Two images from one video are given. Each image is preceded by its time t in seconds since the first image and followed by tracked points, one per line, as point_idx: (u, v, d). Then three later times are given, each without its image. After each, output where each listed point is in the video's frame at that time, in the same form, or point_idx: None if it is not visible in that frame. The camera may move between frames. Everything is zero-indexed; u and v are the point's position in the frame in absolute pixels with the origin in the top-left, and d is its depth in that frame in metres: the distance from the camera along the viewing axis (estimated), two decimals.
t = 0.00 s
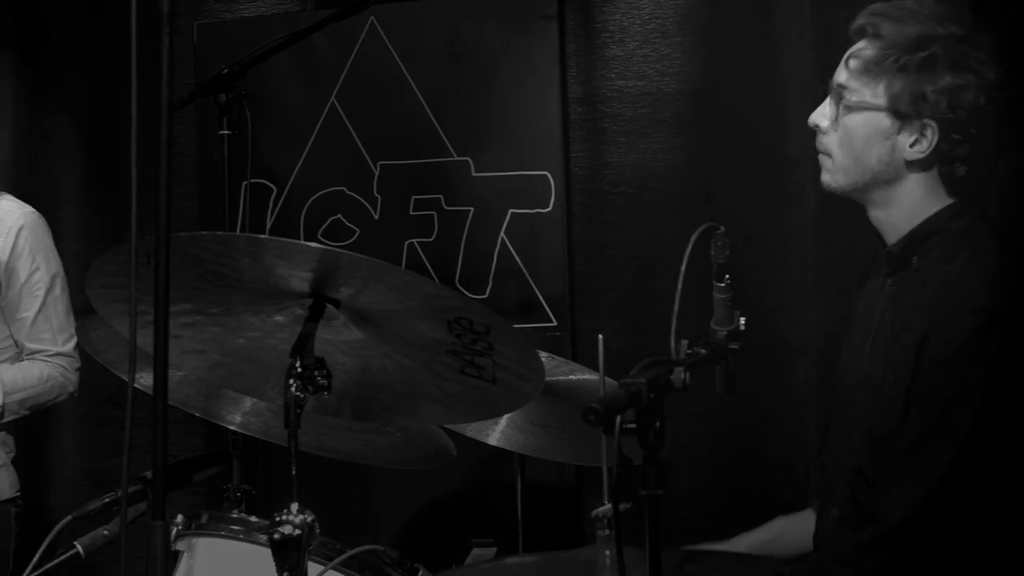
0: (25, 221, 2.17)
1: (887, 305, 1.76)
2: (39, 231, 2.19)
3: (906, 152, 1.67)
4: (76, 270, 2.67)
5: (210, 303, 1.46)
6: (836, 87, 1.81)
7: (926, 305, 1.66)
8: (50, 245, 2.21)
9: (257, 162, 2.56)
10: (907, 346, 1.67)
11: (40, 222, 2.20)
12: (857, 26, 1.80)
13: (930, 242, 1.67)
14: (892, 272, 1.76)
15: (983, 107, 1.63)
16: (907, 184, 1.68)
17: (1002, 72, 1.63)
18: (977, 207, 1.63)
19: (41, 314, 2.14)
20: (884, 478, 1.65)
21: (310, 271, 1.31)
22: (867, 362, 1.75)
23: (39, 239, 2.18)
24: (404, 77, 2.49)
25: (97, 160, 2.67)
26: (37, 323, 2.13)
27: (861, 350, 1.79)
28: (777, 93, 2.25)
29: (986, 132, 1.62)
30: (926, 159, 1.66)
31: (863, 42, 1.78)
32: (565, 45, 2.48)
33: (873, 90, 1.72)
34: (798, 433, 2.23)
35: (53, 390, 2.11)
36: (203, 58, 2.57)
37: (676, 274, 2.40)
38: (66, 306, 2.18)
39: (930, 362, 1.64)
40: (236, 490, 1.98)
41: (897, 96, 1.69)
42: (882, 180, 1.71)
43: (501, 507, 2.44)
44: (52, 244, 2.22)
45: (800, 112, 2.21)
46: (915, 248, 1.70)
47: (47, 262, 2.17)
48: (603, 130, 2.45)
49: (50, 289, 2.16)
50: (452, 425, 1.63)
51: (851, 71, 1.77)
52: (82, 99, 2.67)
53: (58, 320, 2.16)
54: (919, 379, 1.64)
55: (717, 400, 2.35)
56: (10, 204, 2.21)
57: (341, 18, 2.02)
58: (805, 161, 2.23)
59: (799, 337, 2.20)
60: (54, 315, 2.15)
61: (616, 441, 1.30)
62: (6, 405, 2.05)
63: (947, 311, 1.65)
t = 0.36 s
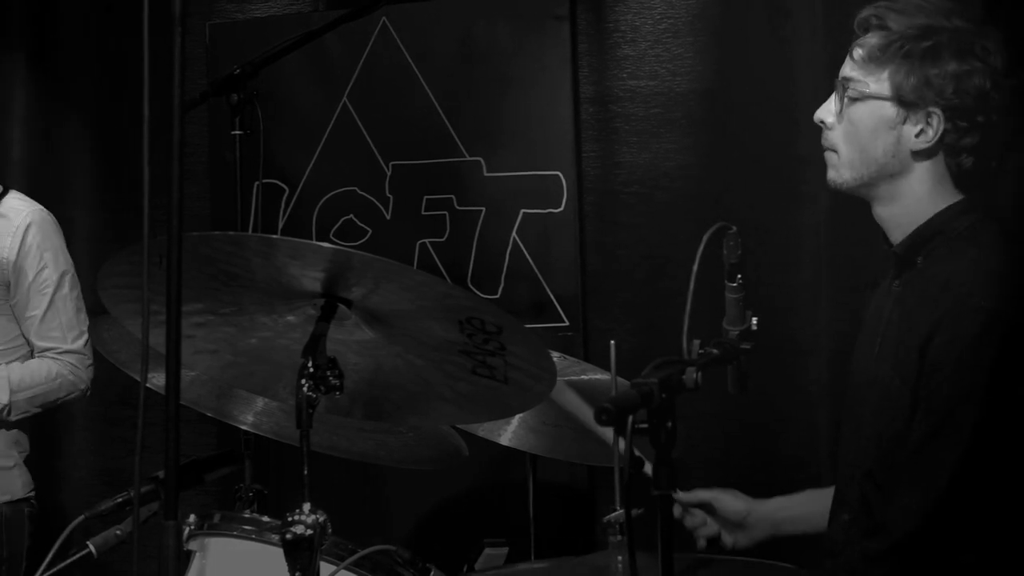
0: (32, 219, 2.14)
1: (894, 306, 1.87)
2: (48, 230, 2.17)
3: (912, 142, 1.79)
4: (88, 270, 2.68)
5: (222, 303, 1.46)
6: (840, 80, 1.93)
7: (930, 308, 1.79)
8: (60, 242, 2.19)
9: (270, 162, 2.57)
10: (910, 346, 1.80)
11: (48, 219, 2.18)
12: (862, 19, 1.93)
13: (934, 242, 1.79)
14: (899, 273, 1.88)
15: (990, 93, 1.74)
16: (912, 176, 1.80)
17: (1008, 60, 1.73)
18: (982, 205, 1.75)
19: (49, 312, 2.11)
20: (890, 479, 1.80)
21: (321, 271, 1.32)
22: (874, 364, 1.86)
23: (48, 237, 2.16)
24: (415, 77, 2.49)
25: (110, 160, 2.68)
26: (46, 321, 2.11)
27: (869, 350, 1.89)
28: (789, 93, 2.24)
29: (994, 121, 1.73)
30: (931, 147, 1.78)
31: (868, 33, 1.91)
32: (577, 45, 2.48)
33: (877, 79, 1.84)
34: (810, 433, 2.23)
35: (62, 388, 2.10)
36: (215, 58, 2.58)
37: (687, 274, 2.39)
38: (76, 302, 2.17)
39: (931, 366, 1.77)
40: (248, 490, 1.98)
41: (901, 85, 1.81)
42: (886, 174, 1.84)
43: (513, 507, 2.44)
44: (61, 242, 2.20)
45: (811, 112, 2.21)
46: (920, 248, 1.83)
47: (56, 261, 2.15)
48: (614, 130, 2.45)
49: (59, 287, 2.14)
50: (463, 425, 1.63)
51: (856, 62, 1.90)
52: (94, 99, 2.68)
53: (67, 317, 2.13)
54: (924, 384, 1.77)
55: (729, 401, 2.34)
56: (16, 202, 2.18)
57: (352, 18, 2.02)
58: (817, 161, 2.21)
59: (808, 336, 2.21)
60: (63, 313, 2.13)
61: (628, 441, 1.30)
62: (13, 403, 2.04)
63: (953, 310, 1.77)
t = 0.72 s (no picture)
0: (39, 214, 2.04)
1: (915, 311, 1.69)
2: (56, 225, 2.06)
3: (937, 145, 1.61)
4: (107, 271, 2.69)
5: (240, 303, 1.46)
6: (861, 81, 1.67)
7: (954, 306, 1.63)
8: (69, 237, 2.08)
9: (287, 162, 2.57)
10: (934, 350, 1.64)
11: (57, 216, 2.08)
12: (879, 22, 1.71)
13: (956, 245, 1.62)
14: (919, 277, 1.70)
15: (1015, 93, 1.62)
16: (936, 179, 1.62)
17: None
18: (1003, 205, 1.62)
19: (54, 307, 2.01)
20: (912, 487, 1.63)
21: (338, 271, 1.32)
22: (894, 366, 1.70)
23: (56, 232, 2.05)
24: (431, 76, 2.49)
25: (127, 160, 2.69)
26: (55, 315, 2.01)
27: (889, 352, 1.72)
28: (806, 93, 2.27)
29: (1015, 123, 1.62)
30: (957, 150, 1.60)
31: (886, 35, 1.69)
32: (593, 45, 2.47)
33: (901, 82, 1.63)
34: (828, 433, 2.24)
35: (72, 382, 2.00)
36: (233, 59, 2.58)
37: (704, 274, 2.38)
38: (87, 297, 2.06)
39: (957, 371, 1.60)
40: (266, 489, 1.99)
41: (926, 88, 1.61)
42: (910, 178, 1.63)
43: (531, 506, 2.44)
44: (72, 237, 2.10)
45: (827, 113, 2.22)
46: (941, 251, 1.64)
47: (64, 256, 2.04)
48: (631, 130, 2.44)
49: (67, 281, 2.03)
50: (481, 425, 1.63)
51: (878, 64, 1.66)
52: (112, 100, 2.69)
53: (76, 310, 2.03)
54: (949, 388, 1.61)
55: (747, 400, 2.33)
56: (23, 197, 2.08)
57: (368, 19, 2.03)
58: (833, 161, 2.24)
59: (826, 335, 2.24)
60: (72, 306, 2.03)
61: (644, 441, 1.29)
62: (23, 397, 1.95)
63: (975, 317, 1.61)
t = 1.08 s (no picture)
0: (43, 207, 2.06)
1: (920, 309, 1.68)
2: (61, 217, 2.08)
3: (953, 148, 1.57)
4: (124, 271, 2.71)
5: (256, 303, 1.47)
6: (879, 76, 1.62)
7: (961, 307, 1.60)
8: (74, 229, 2.09)
9: (303, 162, 2.58)
10: (941, 351, 1.60)
11: (63, 210, 2.09)
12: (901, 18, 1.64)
13: (963, 245, 1.60)
14: (925, 276, 1.68)
15: None
16: (948, 182, 1.59)
17: None
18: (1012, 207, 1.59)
19: (59, 301, 2.01)
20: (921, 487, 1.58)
21: (354, 271, 1.32)
22: (899, 368, 1.68)
23: (61, 224, 2.06)
24: (447, 76, 2.49)
25: (143, 161, 2.70)
26: (62, 309, 2.02)
27: (893, 353, 1.72)
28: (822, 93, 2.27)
29: None
30: (972, 156, 1.57)
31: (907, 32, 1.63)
32: (609, 45, 2.46)
33: (924, 83, 1.58)
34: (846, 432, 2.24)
35: (82, 376, 2.01)
36: (249, 59, 2.59)
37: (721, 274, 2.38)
38: (94, 289, 2.07)
39: (965, 375, 1.56)
40: (282, 489, 1.99)
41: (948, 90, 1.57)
42: (921, 178, 1.59)
43: (546, 506, 2.43)
44: (78, 231, 2.11)
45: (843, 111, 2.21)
46: (948, 251, 1.62)
47: (68, 248, 2.05)
48: (647, 129, 2.43)
49: (73, 275, 2.04)
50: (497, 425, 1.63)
51: (900, 61, 1.60)
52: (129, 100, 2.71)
53: (82, 303, 2.04)
54: (957, 391, 1.56)
55: (764, 400, 2.32)
56: (28, 190, 2.10)
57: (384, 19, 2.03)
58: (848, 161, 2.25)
59: (842, 334, 2.24)
60: (79, 299, 2.04)
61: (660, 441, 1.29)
62: (33, 393, 1.96)
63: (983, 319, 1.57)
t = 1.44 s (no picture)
0: (37, 203, 2.05)
1: (936, 310, 1.65)
2: (58, 208, 2.07)
3: (968, 151, 1.54)
4: (143, 271, 2.72)
5: (274, 303, 1.47)
6: (890, 82, 1.59)
7: (975, 309, 1.57)
8: (72, 221, 2.09)
9: (320, 162, 2.58)
10: (959, 351, 1.57)
11: (59, 205, 2.09)
12: (911, 21, 1.61)
13: (979, 245, 1.56)
14: (940, 276, 1.64)
15: None
16: (962, 185, 1.55)
17: None
18: None
19: (61, 294, 2.01)
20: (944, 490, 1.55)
21: (372, 271, 1.32)
22: (916, 368, 1.64)
23: (55, 214, 2.05)
24: (464, 76, 2.49)
25: (161, 161, 2.71)
26: (63, 302, 2.01)
27: (907, 353, 1.70)
28: (840, 92, 2.26)
29: None
30: (987, 158, 1.53)
31: (919, 35, 1.60)
32: (627, 45, 2.46)
33: (937, 87, 1.55)
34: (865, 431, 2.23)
35: (86, 369, 2.00)
36: (267, 60, 2.60)
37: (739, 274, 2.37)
38: (93, 280, 2.05)
39: (986, 374, 1.53)
40: (301, 489, 2.00)
41: (964, 93, 1.53)
42: (936, 181, 1.56)
43: (565, 506, 2.43)
44: (77, 226, 2.09)
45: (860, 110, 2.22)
46: (965, 251, 1.58)
47: (64, 239, 2.04)
48: (665, 129, 2.43)
49: (70, 267, 2.03)
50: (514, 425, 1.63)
51: (913, 66, 1.58)
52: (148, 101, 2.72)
53: (84, 294, 2.02)
54: (976, 389, 1.54)
55: (783, 400, 2.31)
56: (24, 186, 2.09)
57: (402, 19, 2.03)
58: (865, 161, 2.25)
59: (862, 335, 2.23)
60: (78, 291, 2.02)
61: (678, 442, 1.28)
62: (36, 389, 1.95)
63: (1007, 318, 1.53)
